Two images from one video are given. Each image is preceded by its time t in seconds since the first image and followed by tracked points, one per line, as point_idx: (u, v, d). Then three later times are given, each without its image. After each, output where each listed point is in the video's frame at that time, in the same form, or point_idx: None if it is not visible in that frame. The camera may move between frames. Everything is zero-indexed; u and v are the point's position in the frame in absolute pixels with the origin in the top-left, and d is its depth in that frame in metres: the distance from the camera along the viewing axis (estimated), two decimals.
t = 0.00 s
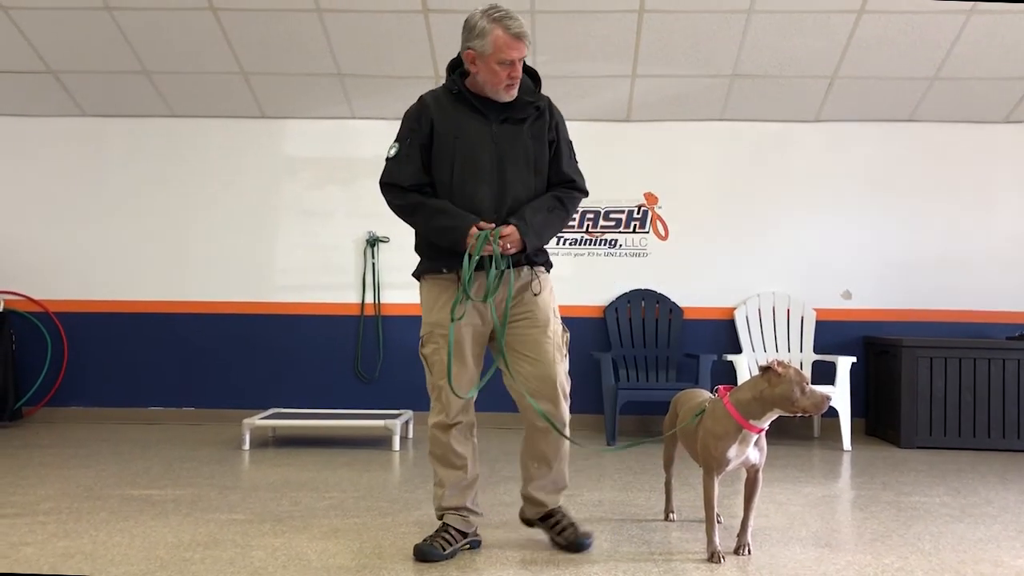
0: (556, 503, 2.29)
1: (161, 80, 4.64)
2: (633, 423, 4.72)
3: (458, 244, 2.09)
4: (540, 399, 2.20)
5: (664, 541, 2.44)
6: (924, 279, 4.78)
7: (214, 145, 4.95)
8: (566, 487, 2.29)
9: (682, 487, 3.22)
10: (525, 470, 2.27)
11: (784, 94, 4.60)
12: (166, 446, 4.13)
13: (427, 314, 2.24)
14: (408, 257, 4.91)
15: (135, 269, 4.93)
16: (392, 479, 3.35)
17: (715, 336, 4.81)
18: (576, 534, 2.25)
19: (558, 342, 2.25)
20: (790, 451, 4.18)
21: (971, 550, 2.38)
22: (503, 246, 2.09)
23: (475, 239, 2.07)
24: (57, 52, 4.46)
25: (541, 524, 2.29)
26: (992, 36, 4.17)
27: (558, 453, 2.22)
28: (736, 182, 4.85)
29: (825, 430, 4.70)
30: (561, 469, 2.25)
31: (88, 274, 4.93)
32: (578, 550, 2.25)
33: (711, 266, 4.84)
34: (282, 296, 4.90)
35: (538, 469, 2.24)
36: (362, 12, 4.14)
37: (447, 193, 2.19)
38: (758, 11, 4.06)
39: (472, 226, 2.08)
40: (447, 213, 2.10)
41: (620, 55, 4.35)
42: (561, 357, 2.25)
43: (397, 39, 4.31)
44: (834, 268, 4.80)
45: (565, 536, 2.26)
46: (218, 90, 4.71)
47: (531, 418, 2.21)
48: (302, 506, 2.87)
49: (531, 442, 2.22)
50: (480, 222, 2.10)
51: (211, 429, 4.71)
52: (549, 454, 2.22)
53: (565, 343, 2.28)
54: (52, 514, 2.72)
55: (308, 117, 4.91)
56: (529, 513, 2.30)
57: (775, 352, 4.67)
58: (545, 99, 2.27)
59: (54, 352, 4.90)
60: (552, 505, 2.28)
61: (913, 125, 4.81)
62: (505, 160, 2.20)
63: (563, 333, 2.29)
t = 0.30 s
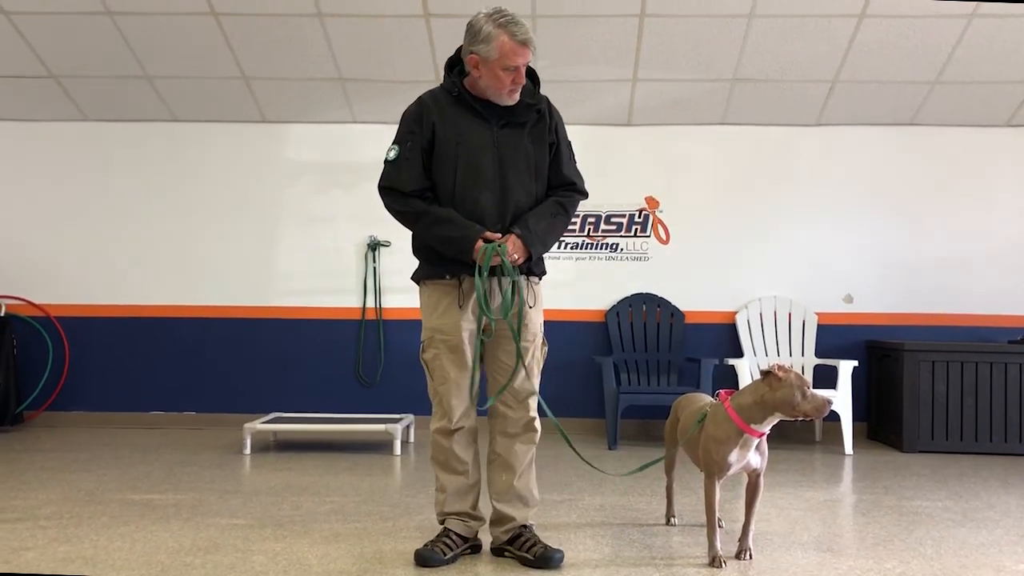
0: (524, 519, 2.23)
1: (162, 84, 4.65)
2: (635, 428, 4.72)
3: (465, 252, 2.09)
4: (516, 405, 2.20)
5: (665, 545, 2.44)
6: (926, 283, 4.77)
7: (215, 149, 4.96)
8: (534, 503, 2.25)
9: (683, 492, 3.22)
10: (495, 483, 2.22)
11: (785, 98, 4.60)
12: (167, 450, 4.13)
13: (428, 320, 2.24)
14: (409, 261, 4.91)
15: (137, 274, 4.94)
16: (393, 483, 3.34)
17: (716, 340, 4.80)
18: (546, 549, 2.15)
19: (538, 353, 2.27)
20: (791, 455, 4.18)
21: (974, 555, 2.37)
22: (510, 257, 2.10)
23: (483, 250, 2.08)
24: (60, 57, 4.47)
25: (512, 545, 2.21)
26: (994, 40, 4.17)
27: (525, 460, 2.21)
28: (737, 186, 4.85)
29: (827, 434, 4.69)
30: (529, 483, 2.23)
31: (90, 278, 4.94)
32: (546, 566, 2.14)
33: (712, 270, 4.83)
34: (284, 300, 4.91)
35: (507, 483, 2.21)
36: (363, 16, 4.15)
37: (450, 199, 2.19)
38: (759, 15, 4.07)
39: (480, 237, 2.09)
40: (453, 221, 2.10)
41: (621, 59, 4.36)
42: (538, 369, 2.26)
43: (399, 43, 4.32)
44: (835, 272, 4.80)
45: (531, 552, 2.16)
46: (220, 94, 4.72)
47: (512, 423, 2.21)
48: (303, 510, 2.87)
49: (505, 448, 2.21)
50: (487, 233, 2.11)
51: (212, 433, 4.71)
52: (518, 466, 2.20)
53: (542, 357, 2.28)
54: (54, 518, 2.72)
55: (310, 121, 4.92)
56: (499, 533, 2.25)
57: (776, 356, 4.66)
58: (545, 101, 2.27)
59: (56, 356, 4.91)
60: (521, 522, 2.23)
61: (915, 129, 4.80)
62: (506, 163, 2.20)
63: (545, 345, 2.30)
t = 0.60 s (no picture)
0: (525, 520, 2.23)
1: (163, 86, 4.65)
2: (635, 429, 4.72)
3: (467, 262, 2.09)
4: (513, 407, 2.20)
5: (665, 547, 2.44)
6: (926, 285, 4.77)
7: (215, 151, 4.96)
8: (535, 504, 2.25)
9: (684, 493, 3.22)
10: (494, 484, 2.22)
11: (785, 100, 4.61)
12: (167, 451, 4.12)
13: (423, 322, 2.24)
14: (408, 263, 4.91)
15: (137, 275, 4.94)
16: (394, 485, 3.34)
17: (717, 342, 4.80)
18: (547, 550, 2.15)
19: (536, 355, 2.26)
20: (792, 456, 4.17)
21: (975, 557, 2.37)
22: (511, 270, 2.11)
23: (484, 263, 2.07)
24: (60, 58, 4.47)
25: (512, 547, 2.21)
26: (994, 42, 4.17)
27: (524, 460, 2.21)
28: (737, 188, 4.85)
29: (827, 436, 4.69)
30: (530, 485, 2.23)
31: (90, 280, 4.93)
32: (547, 567, 2.14)
33: (713, 272, 4.83)
34: (283, 301, 4.91)
35: (508, 485, 2.20)
36: (364, 18, 4.15)
37: (453, 206, 2.19)
38: (759, 17, 4.07)
39: (482, 248, 2.09)
40: (456, 229, 2.10)
41: (621, 61, 4.36)
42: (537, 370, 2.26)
43: (399, 45, 4.32)
44: (835, 274, 4.80)
45: (532, 553, 2.16)
46: (220, 96, 4.72)
47: (512, 424, 2.20)
48: (303, 512, 2.87)
49: (503, 448, 2.21)
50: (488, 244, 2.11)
51: (212, 435, 4.71)
52: (519, 467, 2.20)
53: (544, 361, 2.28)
54: (53, 520, 2.72)
55: (310, 122, 4.92)
56: (500, 534, 2.24)
57: (776, 357, 4.66)
58: (555, 110, 2.26)
59: (56, 357, 4.91)
60: (522, 523, 2.23)
61: (915, 130, 4.81)
62: (511, 173, 2.20)
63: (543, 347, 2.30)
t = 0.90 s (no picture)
0: (524, 519, 2.23)
1: (163, 84, 4.65)
2: (634, 428, 4.71)
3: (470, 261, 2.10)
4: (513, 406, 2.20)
5: (665, 546, 2.44)
6: (927, 284, 4.77)
7: (215, 149, 4.95)
8: (534, 503, 2.25)
9: (683, 492, 3.22)
10: (494, 483, 2.22)
11: (784, 99, 4.60)
12: (167, 450, 4.12)
13: (423, 320, 2.24)
14: (407, 261, 4.91)
15: (137, 273, 4.93)
16: (393, 484, 3.34)
17: (717, 341, 4.80)
18: (546, 549, 2.15)
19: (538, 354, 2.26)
20: (792, 456, 4.17)
21: (974, 556, 2.37)
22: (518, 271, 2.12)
23: (486, 259, 2.08)
24: (60, 56, 4.47)
25: (512, 546, 2.21)
26: (995, 41, 4.17)
27: (524, 459, 2.20)
28: (737, 188, 4.84)
29: (827, 436, 4.69)
30: (529, 484, 2.23)
31: (90, 280, 4.93)
32: (546, 567, 2.13)
33: (713, 272, 4.83)
34: (283, 300, 4.90)
35: (507, 484, 2.20)
36: (364, 16, 4.15)
37: (457, 205, 2.18)
38: (759, 16, 4.07)
39: (485, 247, 2.09)
40: (460, 228, 2.10)
41: (621, 60, 4.36)
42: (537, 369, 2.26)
43: (400, 43, 4.31)
44: (835, 273, 4.79)
45: (531, 552, 2.15)
46: (220, 94, 4.71)
47: (512, 424, 2.20)
48: (302, 510, 2.87)
49: (503, 447, 2.21)
50: (491, 243, 2.11)
51: (212, 433, 4.70)
52: (518, 466, 2.20)
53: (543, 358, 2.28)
54: (52, 518, 2.72)
55: (309, 121, 4.91)
56: (499, 533, 2.24)
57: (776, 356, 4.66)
58: (559, 109, 2.26)
59: (56, 356, 4.91)
60: (521, 522, 2.22)
61: (915, 130, 4.80)
62: (515, 172, 2.20)
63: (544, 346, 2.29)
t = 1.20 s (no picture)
0: (524, 517, 2.23)
1: (162, 80, 4.64)
2: (634, 426, 4.72)
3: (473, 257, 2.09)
4: (515, 404, 2.19)
5: (664, 543, 2.44)
6: (926, 281, 4.77)
7: (215, 145, 4.95)
8: (534, 501, 2.25)
9: (682, 490, 3.22)
10: (495, 480, 2.23)
11: (785, 96, 4.60)
12: (166, 447, 4.12)
13: (425, 318, 2.24)
14: (407, 258, 4.91)
15: (137, 270, 4.93)
16: (392, 481, 3.34)
17: (716, 339, 4.80)
18: (545, 546, 2.14)
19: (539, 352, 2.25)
20: (791, 453, 4.17)
21: (973, 554, 2.37)
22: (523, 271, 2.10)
23: (486, 256, 2.06)
24: (59, 53, 4.46)
25: (511, 543, 2.21)
26: (996, 39, 4.17)
27: (524, 457, 2.20)
28: (738, 186, 4.84)
29: (827, 434, 4.69)
30: (529, 482, 2.23)
31: (89, 276, 4.93)
32: (546, 563, 2.13)
33: (713, 270, 4.83)
34: (282, 297, 4.90)
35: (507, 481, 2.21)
36: (364, 12, 4.14)
37: (461, 201, 2.18)
38: (760, 14, 4.06)
39: (488, 244, 2.08)
40: (462, 224, 2.09)
41: (621, 58, 4.36)
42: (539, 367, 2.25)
43: (400, 40, 4.31)
44: (835, 271, 4.79)
45: (531, 549, 2.15)
46: (220, 90, 4.71)
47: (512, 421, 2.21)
48: (302, 507, 2.87)
49: (503, 444, 2.22)
50: (493, 240, 2.09)
51: (211, 430, 4.70)
52: (518, 464, 2.20)
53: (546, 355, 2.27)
54: (52, 514, 2.72)
55: (309, 118, 4.91)
56: (499, 531, 2.24)
57: (775, 354, 4.66)
58: (564, 107, 2.25)
59: (55, 353, 4.90)
60: (520, 520, 2.22)
61: (915, 128, 4.80)
62: (520, 168, 2.19)
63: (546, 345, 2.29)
